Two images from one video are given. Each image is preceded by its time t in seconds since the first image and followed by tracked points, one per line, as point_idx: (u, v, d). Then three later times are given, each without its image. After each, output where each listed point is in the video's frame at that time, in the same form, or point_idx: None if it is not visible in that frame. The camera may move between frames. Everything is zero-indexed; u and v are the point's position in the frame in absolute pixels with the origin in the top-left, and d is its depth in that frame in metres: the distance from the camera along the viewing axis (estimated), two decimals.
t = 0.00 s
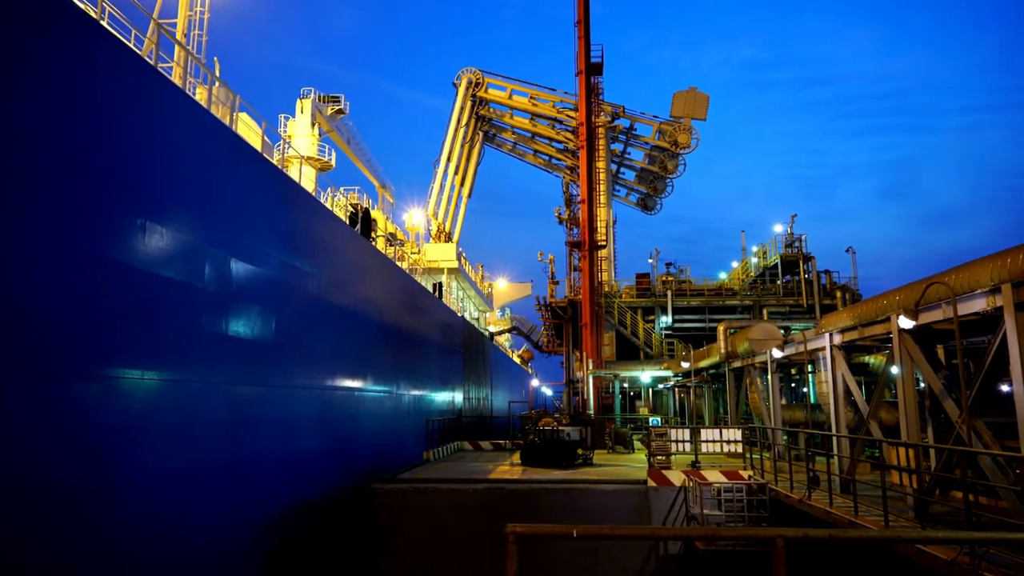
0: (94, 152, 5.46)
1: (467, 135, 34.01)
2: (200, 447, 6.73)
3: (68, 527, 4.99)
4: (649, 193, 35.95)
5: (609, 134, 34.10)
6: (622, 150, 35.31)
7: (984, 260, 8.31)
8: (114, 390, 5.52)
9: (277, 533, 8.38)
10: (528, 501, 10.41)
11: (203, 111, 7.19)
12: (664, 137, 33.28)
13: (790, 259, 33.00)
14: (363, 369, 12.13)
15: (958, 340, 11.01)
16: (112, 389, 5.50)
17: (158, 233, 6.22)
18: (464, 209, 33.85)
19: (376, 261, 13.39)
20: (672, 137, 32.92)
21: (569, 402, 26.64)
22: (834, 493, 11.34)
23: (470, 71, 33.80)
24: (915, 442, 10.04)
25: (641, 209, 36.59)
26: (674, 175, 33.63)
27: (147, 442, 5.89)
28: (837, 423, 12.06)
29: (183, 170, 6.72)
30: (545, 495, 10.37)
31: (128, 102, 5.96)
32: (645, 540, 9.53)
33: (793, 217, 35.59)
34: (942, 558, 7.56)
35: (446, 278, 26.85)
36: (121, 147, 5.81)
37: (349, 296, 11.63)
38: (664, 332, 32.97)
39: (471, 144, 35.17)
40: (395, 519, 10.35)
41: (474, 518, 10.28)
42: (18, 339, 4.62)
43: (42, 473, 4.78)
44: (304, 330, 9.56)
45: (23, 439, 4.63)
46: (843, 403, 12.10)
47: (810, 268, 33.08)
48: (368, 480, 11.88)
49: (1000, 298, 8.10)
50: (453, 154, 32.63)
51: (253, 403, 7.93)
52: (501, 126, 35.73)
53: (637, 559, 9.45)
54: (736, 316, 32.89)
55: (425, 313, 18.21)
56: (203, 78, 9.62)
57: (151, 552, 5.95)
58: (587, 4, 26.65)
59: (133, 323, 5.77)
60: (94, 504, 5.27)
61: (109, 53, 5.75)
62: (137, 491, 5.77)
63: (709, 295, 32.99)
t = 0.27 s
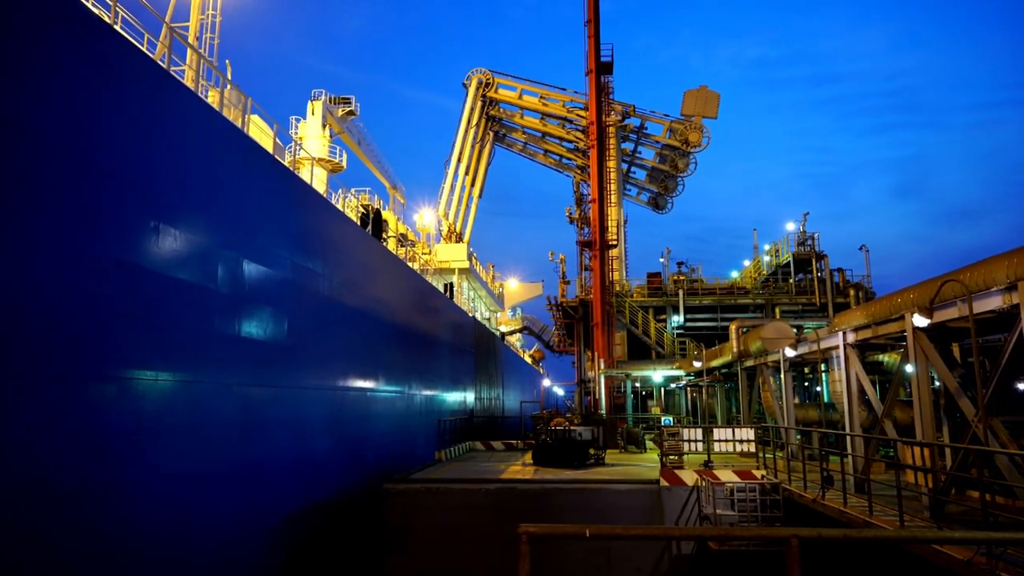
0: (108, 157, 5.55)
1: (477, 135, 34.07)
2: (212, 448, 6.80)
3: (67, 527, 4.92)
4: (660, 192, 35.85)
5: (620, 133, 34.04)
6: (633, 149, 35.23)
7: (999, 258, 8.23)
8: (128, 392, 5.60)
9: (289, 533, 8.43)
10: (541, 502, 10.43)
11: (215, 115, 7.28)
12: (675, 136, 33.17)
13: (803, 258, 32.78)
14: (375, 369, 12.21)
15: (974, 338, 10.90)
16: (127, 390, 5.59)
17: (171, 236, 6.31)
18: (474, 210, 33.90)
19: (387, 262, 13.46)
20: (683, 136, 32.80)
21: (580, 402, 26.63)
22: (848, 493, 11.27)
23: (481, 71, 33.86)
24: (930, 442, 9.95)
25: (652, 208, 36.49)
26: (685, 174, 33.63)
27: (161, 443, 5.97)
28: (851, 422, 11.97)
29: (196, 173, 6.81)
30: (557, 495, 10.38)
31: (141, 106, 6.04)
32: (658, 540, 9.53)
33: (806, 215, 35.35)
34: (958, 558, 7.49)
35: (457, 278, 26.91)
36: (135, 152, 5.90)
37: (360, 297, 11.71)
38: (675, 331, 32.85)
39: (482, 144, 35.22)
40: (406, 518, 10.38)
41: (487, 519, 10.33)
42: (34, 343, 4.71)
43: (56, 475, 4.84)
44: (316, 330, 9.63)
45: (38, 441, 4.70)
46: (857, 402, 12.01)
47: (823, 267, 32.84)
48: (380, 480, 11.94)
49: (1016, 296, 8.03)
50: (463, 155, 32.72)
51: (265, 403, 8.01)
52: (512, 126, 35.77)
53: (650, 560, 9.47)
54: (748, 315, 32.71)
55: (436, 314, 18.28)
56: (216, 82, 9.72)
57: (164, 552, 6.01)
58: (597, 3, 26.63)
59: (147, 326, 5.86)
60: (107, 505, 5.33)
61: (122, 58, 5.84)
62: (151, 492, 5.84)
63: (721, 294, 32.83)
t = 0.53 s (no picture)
0: (117, 160, 5.61)
1: (484, 135, 34.11)
2: (221, 449, 6.86)
3: (70, 526, 4.91)
4: (667, 191, 35.78)
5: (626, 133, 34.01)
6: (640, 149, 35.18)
7: (1010, 256, 8.18)
8: (138, 393, 5.67)
9: (297, 532, 8.47)
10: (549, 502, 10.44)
11: (223, 118, 7.35)
12: (681, 135, 33.08)
13: (811, 257, 32.64)
14: (383, 370, 12.26)
15: (984, 336, 10.83)
16: (137, 391, 5.65)
17: (180, 238, 6.38)
18: (481, 210, 33.92)
19: (395, 262, 13.52)
20: (690, 135, 32.71)
21: (588, 402, 26.62)
22: (857, 493, 11.22)
23: (487, 71, 33.89)
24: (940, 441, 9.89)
25: (659, 207, 36.42)
26: (691, 173, 33.59)
27: (170, 444, 6.03)
28: (860, 421, 11.91)
29: (204, 176, 6.88)
30: (564, 495, 10.39)
31: (149, 109, 6.11)
32: (666, 540, 9.51)
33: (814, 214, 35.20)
34: (969, 558, 7.45)
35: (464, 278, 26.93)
36: (144, 155, 5.97)
37: (368, 297, 11.76)
38: (683, 331, 32.77)
39: (488, 144, 35.25)
40: (414, 518, 10.42)
41: (495, 519, 10.36)
42: (45, 345, 4.77)
43: (65, 475, 4.88)
44: (324, 331, 9.69)
45: (48, 442, 4.75)
46: (866, 402, 11.96)
47: (831, 265, 32.70)
48: (388, 480, 11.97)
49: None
50: (470, 155, 32.77)
51: (273, 404, 8.06)
52: (518, 126, 35.80)
53: (658, 560, 9.45)
54: (756, 314, 32.60)
55: (443, 314, 18.32)
56: (223, 84, 9.80)
57: (172, 552, 6.05)
58: (603, 3, 26.62)
59: (156, 327, 5.92)
60: (116, 505, 5.37)
61: (130, 61, 5.91)
62: (160, 493, 5.89)
63: (729, 293, 32.71)
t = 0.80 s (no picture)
0: (124, 162, 5.66)
1: (489, 135, 34.12)
2: (228, 449, 6.91)
3: (70, 526, 4.88)
4: (673, 190, 35.70)
5: (631, 132, 33.98)
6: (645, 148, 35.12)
7: (1019, 255, 8.12)
8: (146, 393, 5.72)
9: (303, 532, 8.51)
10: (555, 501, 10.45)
11: (230, 120, 7.40)
12: (687, 134, 33.00)
13: (817, 255, 32.52)
14: (389, 370, 12.30)
15: (992, 335, 10.78)
16: (144, 391, 5.71)
17: (186, 239, 6.43)
18: (486, 210, 33.93)
19: (401, 263, 13.56)
20: (695, 134, 32.62)
21: (594, 402, 26.62)
22: (865, 492, 11.19)
23: (492, 71, 33.92)
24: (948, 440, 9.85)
25: (665, 207, 36.35)
26: (697, 172, 33.53)
27: (177, 444, 6.07)
28: (868, 420, 11.87)
29: (210, 178, 6.93)
30: (571, 494, 10.39)
31: (156, 111, 6.16)
32: (673, 540, 9.52)
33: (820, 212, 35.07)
34: (978, 558, 7.41)
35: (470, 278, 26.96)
36: (150, 157, 6.01)
37: (374, 298, 11.81)
38: (689, 330, 32.70)
39: (493, 144, 35.26)
40: (421, 518, 10.45)
41: (501, 518, 10.38)
42: (53, 346, 4.82)
43: (72, 475, 4.92)
44: (330, 331, 9.73)
45: (55, 442, 4.79)
46: (873, 401, 11.92)
47: (838, 264, 32.58)
48: (395, 480, 12.00)
49: None
50: (475, 155, 32.81)
51: (280, 404, 8.11)
52: (523, 126, 35.80)
53: (665, 559, 9.45)
54: (762, 313, 32.51)
55: (449, 314, 18.37)
56: (229, 85, 9.85)
57: (179, 551, 6.09)
58: (607, 2, 26.58)
59: (164, 327, 5.98)
60: (123, 504, 5.41)
61: (136, 64, 5.96)
62: (167, 492, 5.94)
63: (735, 292, 32.62)
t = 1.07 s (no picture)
0: (127, 164, 5.68)
1: (492, 135, 34.14)
2: (231, 450, 6.92)
3: (71, 526, 4.88)
4: (676, 190, 35.65)
5: (634, 132, 33.95)
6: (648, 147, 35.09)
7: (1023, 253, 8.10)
8: (149, 394, 5.73)
9: (306, 533, 8.51)
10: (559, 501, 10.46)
11: (232, 121, 7.42)
12: (689, 133, 32.96)
13: (821, 255, 32.45)
14: (392, 370, 12.31)
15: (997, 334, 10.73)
16: (148, 391, 5.73)
17: (190, 240, 6.44)
18: (489, 210, 33.93)
19: (403, 263, 13.57)
20: (698, 134, 32.56)
21: (597, 402, 26.60)
22: (869, 492, 11.17)
23: (494, 71, 33.92)
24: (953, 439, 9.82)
25: (668, 206, 36.31)
26: (700, 172, 33.49)
27: (180, 444, 6.08)
28: (871, 420, 11.84)
29: (213, 179, 6.94)
30: (574, 494, 10.38)
31: (159, 113, 6.18)
32: (676, 540, 9.50)
33: (824, 211, 34.97)
34: (982, 557, 7.38)
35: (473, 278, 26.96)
36: (153, 158, 6.03)
37: (376, 298, 11.82)
38: (692, 329, 32.65)
39: (496, 144, 35.27)
40: (424, 518, 10.46)
41: (504, 518, 10.38)
42: (57, 347, 4.84)
43: (76, 475, 4.93)
44: (333, 332, 9.74)
45: (59, 443, 4.80)
46: (877, 400, 11.88)
47: (842, 263, 32.50)
48: (398, 480, 12.00)
49: None
50: (477, 155, 32.83)
51: (283, 405, 8.12)
52: (526, 126, 35.81)
53: (668, 559, 9.43)
54: (766, 313, 32.44)
55: (452, 314, 18.38)
56: (232, 86, 9.86)
57: (181, 552, 6.10)
58: (610, 2, 26.57)
59: (167, 327, 5.99)
60: (126, 505, 5.43)
61: (139, 65, 5.97)
62: (169, 492, 5.94)
63: (738, 291, 32.56)
